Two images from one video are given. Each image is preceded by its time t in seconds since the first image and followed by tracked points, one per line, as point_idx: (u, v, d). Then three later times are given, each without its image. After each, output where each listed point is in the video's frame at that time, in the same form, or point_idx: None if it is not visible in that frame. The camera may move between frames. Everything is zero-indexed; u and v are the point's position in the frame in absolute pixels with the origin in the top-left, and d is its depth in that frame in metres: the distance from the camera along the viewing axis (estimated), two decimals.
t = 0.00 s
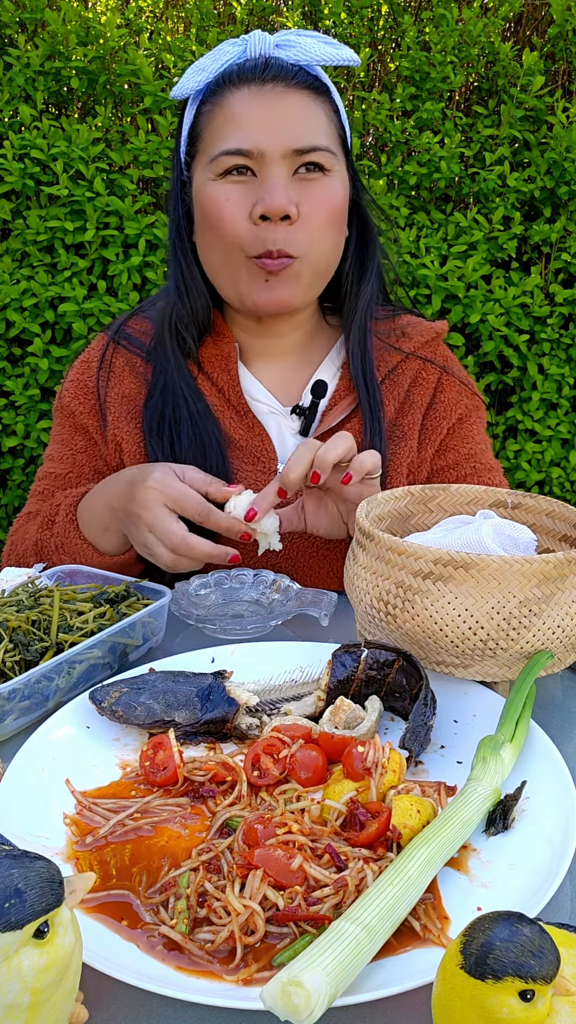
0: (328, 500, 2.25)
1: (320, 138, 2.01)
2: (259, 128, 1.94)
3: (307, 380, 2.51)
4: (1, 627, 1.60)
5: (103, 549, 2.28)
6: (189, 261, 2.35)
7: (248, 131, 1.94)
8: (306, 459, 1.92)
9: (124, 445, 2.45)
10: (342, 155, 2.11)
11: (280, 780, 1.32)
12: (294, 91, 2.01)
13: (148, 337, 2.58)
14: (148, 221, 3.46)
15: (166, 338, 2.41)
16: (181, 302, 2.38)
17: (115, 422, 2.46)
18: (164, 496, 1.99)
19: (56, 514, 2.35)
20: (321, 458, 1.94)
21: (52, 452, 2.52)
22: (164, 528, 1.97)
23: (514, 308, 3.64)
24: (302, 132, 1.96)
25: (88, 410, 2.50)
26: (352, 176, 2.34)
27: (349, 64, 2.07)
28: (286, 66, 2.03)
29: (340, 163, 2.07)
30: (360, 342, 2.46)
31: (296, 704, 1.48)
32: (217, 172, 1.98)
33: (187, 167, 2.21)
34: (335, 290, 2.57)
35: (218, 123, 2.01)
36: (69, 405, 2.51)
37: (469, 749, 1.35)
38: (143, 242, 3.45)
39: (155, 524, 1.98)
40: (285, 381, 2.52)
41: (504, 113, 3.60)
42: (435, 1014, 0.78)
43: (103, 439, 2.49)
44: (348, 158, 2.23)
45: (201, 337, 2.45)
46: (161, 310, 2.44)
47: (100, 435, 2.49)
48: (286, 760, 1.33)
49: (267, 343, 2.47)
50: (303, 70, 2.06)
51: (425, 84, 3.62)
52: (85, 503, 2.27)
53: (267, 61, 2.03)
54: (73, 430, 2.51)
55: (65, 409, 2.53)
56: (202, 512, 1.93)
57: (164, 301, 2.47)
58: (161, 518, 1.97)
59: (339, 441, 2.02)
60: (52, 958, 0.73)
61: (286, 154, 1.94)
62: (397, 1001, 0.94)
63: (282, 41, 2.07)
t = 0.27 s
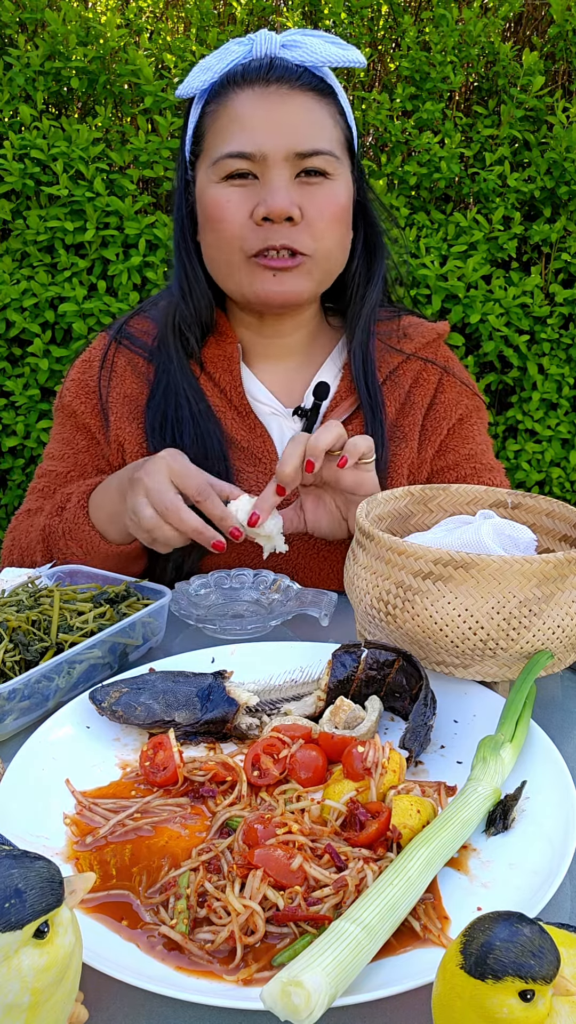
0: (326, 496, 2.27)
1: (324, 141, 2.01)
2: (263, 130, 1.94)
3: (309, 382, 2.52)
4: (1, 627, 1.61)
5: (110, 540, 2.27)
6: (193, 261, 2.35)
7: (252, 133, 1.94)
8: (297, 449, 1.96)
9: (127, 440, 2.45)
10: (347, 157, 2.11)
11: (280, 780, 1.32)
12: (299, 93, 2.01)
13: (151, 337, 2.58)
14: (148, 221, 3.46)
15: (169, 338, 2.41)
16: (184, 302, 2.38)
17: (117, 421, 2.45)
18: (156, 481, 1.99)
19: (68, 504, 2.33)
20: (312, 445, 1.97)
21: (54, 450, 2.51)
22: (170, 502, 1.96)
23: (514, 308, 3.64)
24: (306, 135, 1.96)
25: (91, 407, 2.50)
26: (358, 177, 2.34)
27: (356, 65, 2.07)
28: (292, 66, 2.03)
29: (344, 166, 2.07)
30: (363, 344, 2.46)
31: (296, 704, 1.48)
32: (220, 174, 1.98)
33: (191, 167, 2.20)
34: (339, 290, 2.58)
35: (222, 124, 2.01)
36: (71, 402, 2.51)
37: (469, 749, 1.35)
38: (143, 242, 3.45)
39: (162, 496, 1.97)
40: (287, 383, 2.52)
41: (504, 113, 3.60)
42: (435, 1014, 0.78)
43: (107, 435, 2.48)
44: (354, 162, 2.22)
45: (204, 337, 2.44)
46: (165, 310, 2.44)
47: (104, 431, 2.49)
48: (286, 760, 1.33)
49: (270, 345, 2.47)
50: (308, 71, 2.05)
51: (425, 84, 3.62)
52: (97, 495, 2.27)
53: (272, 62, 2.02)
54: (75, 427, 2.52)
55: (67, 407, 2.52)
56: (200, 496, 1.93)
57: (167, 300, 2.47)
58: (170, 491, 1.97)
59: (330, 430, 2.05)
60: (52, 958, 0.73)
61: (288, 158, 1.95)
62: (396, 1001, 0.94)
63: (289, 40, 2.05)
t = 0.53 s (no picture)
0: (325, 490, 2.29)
1: (325, 142, 2.00)
2: (264, 131, 1.94)
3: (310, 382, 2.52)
4: (1, 627, 1.60)
5: (110, 541, 2.27)
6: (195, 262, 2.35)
7: (253, 135, 1.94)
8: (290, 437, 1.96)
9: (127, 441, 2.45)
10: (349, 160, 2.10)
11: (280, 780, 1.32)
12: (300, 94, 2.01)
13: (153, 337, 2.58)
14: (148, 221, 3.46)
15: (171, 338, 2.41)
16: (186, 302, 2.38)
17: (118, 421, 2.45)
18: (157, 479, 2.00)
19: (66, 507, 2.35)
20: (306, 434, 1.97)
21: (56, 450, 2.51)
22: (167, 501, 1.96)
23: (515, 308, 3.64)
24: (307, 137, 1.96)
25: (92, 408, 2.50)
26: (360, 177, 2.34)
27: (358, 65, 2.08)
28: (293, 67, 2.03)
29: (346, 167, 2.06)
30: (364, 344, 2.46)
31: (296, 704, 1.48)
32: (222, 177, 1.98)
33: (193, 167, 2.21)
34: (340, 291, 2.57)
35: (224, 125, 2.01)
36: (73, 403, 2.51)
37: (469, 749, 1.35)
38: (143, 243, 3.45)
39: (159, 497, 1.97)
40: (288, 383, 2.51)
41: (504, 113, 3.60)
42: (435, 1014, 0.78)
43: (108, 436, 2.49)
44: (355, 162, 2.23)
45: (206, 337, 2.44)
46: (167, 310, 2.44)
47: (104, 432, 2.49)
48: (286, 760, 1.33)
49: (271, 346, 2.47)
50: (310, 72, 2.06)
51: (425, 84, 3.62)
52: (95, 495, 2.29)
53: (273, 62, 2.03)
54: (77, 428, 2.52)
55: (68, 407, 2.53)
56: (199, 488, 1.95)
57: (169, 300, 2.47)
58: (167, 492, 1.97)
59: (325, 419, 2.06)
60: (52, 958, 0.73)
61: (290, 160, 1.94)
62: (396, 1001, 0.94)
63: (290, 41, 2.06)
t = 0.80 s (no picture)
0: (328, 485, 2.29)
1: (329, 144, 2.00)
2: (268, 133, 1.94)
3: (311, 382, 2.52)
4: (1, 627, 1.60)
5: (99, 540, 2.28)
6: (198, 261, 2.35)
7: (257, 136, 1.94)
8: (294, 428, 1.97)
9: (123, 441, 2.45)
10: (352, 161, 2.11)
11: (280, 780, 1.32)
12: (304, 95, 2.01)
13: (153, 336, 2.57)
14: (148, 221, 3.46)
15: (173, 338, 2.41)
16: (188, 302, 2.37)
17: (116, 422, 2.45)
18: (149, 475, 1.99)
19: (52, 507, 2.35)
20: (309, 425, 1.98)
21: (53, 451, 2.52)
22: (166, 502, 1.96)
23: (515, 308, 3.63)
24: (311, 139, 1.96)
25: (90, 408, 2.50)
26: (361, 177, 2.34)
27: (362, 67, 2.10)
28: (297, 68, 2.03)
29: (349, 169, 2.06)
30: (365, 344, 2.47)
31: (296, 704, 1.48)
32: (225, 178, 1.98)
33: (196, 167, 2.20)
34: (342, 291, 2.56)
35: (227, 126, 2.01)
36: (70, 403, 2.52)
37: (469, 749, 1.35)
38: (143, 243, 3.45)
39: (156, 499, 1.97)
40: (289, 383, 2.52)
41: (504, 113, 3.60)
42: (436, 1014, 0.78)
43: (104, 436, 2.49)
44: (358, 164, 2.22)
45: (208, 337, 2.44)
46: (169, 310, 2.44)
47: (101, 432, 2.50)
48: (285, 760, 1.33)
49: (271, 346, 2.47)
50: (314, 73, 2.06)
51: (425, 84, 3.62)
52: (80, 494, 2.27)
53: (277, 63, 2.02)
54: (73, 428, 2.52)
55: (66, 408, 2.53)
56: (191, 481, 1.94)
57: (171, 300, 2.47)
58: (163, 493, 1.97)
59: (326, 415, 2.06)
60: (52, 958, 0.73)
61: (294, 162, 1.94)
62: (396, 1001, 0.94)
63: (294, 41, 2.06)
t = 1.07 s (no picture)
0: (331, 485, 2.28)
1: (327, 149, 1.99)
2: (265, 138, 1.92)
3: (310, 382, 2.52)
4: (1, 627, 1.60)
5: (94, 541, 2.29)
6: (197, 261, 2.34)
7: (254, 141, 1.93)
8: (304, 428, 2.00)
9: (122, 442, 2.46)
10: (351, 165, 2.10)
11: (280, 780, 1.32)
12: (303, 98, 2.01)
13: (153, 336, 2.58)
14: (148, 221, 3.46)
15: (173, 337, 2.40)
16: (189, 302, 2.37)
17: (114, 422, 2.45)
18: (144, 481, 1.99)
19: (46, 507, 2.34)
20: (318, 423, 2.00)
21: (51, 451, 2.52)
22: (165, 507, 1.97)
23: (515, 308, 3.64)
24: (309, 144, 1.95)
25: (88, 408, 2.50)
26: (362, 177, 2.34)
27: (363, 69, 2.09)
28: (296, 71, 2.03)
29: (348, 174, 2.06)
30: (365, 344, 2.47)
31: (296, 704, 1.48)
32: (223, 182, 1.97)
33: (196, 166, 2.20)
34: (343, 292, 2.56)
35: (226, 128, 2.01)
36: (68, 403, 2.51)
37: (469, 749, 1.35)
38: (143, 242, 3.45)
39: (154, 505, 1.97)
40: (289, 383, 2.52)
41: (504, 113, 3.60)
42: (436, 1014, 0.78)
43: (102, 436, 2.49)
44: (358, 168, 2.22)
45: (207, 336, 2.44)
46: (169, 310, 2.43)
47: (99, 432, 2.50)
48: (285, 761, 1.33)
49: (270, 346, 2.47)
50: (314, 75, 2.05)
51: (425, 84, 3.62)
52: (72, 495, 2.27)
53: (277, 65, 2.02)
54: (71, 428, 2.52)
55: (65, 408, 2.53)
56: (186, 482, 1.94)
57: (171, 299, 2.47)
58: (161, 500, 1.98)
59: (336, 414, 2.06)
60: (52, 958, 0.73)
61: (290, 167, 1.92)
62: (396, 1001, 0.94)
63: (296, 42, 2.06)
